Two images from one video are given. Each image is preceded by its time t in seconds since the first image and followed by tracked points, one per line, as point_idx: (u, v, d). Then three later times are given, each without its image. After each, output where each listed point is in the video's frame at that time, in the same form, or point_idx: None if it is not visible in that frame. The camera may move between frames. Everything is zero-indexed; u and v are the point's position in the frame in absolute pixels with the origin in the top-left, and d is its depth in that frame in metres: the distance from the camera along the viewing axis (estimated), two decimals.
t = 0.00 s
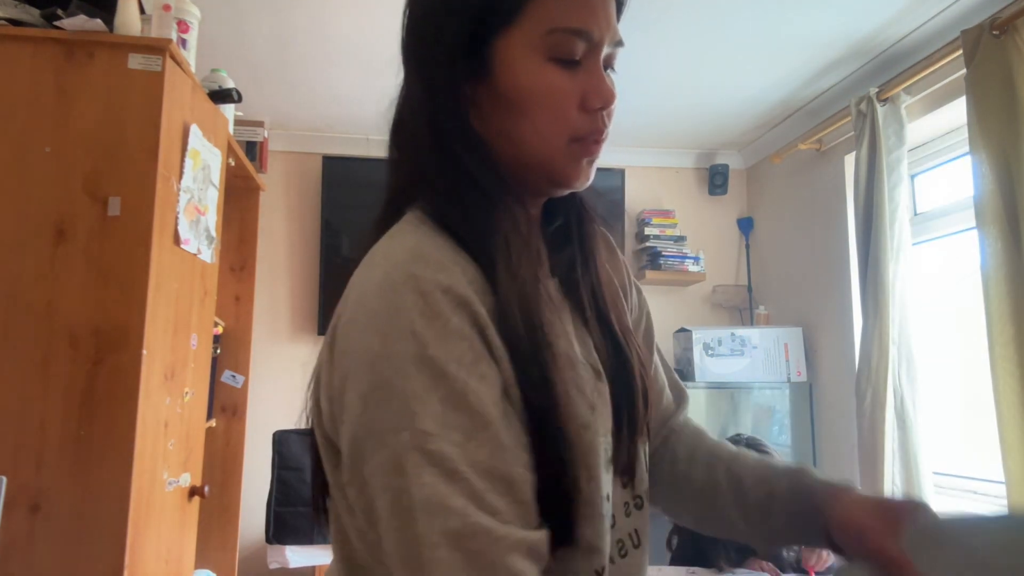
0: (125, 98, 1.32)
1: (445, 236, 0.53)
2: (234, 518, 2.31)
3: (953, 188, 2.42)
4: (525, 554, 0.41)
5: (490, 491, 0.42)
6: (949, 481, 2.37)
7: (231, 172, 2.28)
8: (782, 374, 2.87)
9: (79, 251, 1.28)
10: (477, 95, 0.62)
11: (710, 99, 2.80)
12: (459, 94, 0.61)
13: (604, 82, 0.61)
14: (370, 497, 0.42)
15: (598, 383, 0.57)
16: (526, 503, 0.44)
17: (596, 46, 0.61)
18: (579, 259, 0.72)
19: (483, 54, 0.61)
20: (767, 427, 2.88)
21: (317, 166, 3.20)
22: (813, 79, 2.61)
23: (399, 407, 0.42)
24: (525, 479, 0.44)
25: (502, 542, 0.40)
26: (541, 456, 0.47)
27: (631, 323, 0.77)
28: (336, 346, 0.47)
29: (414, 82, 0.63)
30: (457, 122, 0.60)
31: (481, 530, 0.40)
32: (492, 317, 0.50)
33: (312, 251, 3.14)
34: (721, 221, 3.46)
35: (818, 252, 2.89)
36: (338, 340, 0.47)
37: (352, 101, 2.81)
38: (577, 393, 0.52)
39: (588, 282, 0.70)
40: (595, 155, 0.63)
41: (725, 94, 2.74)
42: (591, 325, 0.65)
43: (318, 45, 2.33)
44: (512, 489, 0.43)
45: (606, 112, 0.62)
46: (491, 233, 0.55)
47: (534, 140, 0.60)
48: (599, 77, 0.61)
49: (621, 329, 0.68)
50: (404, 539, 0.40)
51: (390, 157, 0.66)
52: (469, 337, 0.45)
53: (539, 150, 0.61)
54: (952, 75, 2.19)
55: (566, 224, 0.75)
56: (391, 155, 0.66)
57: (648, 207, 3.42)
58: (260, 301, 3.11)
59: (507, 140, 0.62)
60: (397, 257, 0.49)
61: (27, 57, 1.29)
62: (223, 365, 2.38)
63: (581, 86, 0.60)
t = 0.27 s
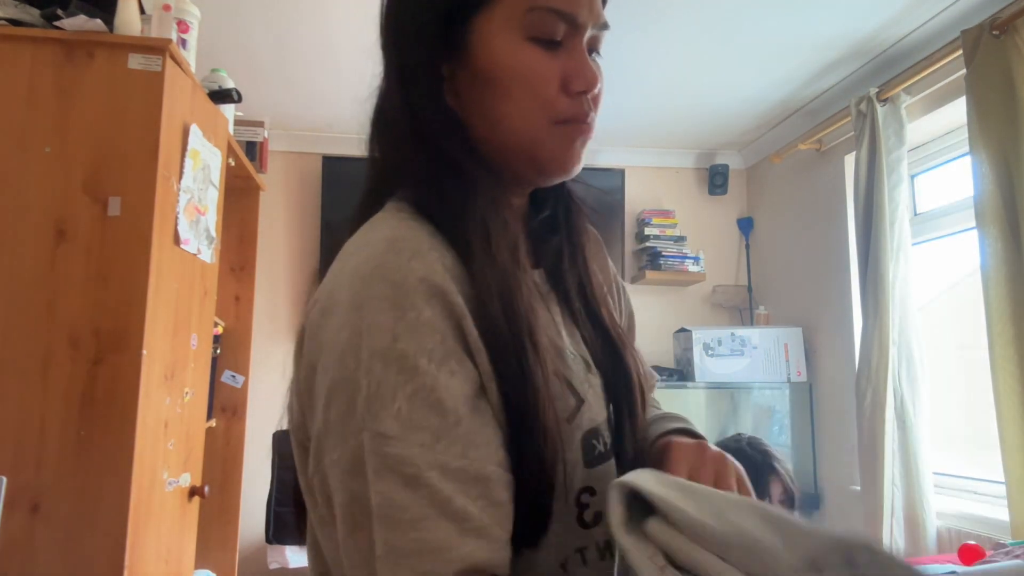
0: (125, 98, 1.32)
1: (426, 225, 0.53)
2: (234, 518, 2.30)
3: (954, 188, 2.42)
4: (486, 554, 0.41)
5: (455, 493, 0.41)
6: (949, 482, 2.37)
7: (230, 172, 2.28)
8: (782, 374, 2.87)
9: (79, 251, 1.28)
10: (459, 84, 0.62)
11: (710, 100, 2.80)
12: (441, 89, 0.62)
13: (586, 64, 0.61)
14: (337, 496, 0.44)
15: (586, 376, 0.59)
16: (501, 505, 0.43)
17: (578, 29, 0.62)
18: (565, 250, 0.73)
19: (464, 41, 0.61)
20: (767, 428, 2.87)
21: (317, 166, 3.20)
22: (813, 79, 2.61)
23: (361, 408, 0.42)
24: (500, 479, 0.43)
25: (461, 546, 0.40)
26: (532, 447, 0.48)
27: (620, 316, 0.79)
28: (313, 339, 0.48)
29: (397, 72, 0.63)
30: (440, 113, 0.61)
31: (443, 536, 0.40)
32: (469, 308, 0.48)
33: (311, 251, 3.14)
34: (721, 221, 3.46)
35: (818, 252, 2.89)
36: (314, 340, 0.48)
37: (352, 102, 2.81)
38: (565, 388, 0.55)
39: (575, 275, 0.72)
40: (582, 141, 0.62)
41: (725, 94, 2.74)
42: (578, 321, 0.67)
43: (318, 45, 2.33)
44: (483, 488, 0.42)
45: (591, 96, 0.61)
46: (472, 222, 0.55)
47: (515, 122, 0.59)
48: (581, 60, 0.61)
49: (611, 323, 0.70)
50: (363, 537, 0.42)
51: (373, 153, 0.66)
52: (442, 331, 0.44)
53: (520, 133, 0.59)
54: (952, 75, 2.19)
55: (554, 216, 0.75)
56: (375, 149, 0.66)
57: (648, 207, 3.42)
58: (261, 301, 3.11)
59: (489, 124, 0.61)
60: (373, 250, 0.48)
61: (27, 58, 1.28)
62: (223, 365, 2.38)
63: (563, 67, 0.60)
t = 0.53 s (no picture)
0: (125, 98, 1.32)
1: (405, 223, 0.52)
2: (234, 518, 2.31)
3: (953, 188, 2.42)
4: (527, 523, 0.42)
5: (481, 468, 0.42)
6: (949, 482, 2.37)
7: (231, 172, 2.29)
8: (781, 375, 2.87)
9: (79, 251, 1.28)
10: (443, 78, 0.62)
11: (709, 99, 2.80)
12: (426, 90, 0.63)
13: (573, 54, 0.61)
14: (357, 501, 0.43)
15: (580, 374, 0.59)
16: (526, 481, 0.44)
17: (564, 19, 0.62)
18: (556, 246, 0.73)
19: (448, 34, 0.61)
20: (767, 428, 2.87)
21: (317, 166, 3.20)
22: (813, 79, 2.61)
23: (370, 398, 0.43)
24: (518, 455, 0.44)
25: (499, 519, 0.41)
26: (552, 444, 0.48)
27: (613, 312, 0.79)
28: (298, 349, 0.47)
29: (376, 66, 0.63)
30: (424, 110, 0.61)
31: (483, 509, 0.41)
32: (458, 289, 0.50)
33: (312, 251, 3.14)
34: (721, 221, 3.46)
35: (818, 252, 2.89)
36: (300, 352, 0.47)
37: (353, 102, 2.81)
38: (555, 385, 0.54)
39: (566, 271, 0.72)
40: (573, 134, 0.62)
41: (725, 94, 2.75)
42: (571, 318, 0.67)
43: (318, 45, 2.33)
44: (503, 463, 0.44)
45: (580, 88, 0.61)
46: (458, 219, 0.55)
47: (501, 115, 0.59)
48: (567, 50, 0.61)
49: (602, 320, 0.70)
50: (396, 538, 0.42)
51: (355, 151, 0.66)
52: (438, 314, 0.46)
53: (508, 127, 0.60)
54: (951, 75, 2.19)
55: (546, 212, 0.75)
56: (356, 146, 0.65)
57: (648, 207, 3.42)
58: (261, 301, 3.11)
59: (475, 119, 0.61)
60: (352, 247, 0.48)
61: (28, 58, 1.29)
62: (224, 365, 2.38)
63: (550, 58, 0.60)
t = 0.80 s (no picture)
0: (125, 98, 1.32)
1: (397, 227, 0.52)
2: (234, 519, 2.30)
3: (954, 188, 2.42)
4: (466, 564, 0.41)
5: (429, 502, 0.41)
6: (949, 481, 2.38)
7: (231, 172, 2.28)
8: (782, 374, 2.87)
9: (79, 251, 1.28)
10: (449, 80, 0.61)
11: (710, 99, 2.80)
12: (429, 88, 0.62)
13: (586, 73, 0.59)
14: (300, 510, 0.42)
15: (572, 382, 0.58)
16: (475, 514, 0.43)
17: (583, 33, 0.60)
18: (553, 249, 0.72)
19: (460, 37, 0.60)
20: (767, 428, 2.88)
21: (317, 166, 3.20)
22: (813, 79, 2.61)
23: (327, 414, 0.41)
24: (471, 488, 0.43)
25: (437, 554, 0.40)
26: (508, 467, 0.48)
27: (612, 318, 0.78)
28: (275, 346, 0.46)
29: (381, 60, 0.62)
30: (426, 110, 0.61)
31: (418, 545, 0.40)
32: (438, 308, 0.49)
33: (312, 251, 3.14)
34: (721, 221, 3.46)
35: (818, 252, 2.89)
36: (273, 350, 0.46)
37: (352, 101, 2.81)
38: (545, 394, 0.53)
39: (562, 276, 0.70)
40: (574, 152, 0.61)
41: (725, 94, 2.74)
42: (565, 327, 0.66)
43: (317, 45, 2.33)
44: (455, 496, 0.43)
45: (588, 108, 0.59)
46: (449, 224, 0.54)
47: (503, 126, 0.58)
48: (582, 67, 0.60)
49: (599, 328, 0.69)
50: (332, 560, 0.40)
51: (354, 145, 0.66)
52: (408, 330, 0.45)
53: (510, 139, 0.59)
54: (952, 75, 2.19)
55: (544, 215, 0.74)
56: (356, 140, 0.65)
57: (648, 207, 3.42)
58: (261, 301, 3.11)
59: (476, 125, 0.60)
60: (336, 246, 0.48)
61: (27, 58, 1.28)
62: (223, 365, 2.38)
63: (561, 74, 0.59)
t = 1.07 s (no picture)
0: (125, 98, 1.32)
1: (401, 238, 0.52)
2: (234, 519, 2.30)
3: (954, 188, 2.42)
4: None
5: (458, 518, 0.41)
6: (949, 481, 2.38)
7: (231, 173, 2.28)
8: (782, 374, 2.87)
9: (79, 251, 1.28)
10: (460, 87, 0.61)
11: (710, 99, 2.79)
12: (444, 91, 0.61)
13: (601, 83, 0.59)
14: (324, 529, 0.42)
15: (573, 398, 0.57)
16: (499, 530, 0.43)
17: (598, 40, 0.59)
18: (558, 262, 0.71)
19: (472, 43, 0.59)
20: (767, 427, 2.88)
21: (317, 166, 3.20)
22: (813, 79, 2.61)
23: (346, 435, 0.41)
24: (495, 503, 0.43)
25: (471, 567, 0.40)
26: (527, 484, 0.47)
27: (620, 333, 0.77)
28: (281, 366, 0.46)
29: (391, 63, 0.62)
30: (436, 117, 0.60)
31: (453, 561, 0.40)
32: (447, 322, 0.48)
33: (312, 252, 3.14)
34: (721, 221, 3.46)
35: (819, 252, 2.89)
36: (280, 371, 0.46)
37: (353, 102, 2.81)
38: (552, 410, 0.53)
39: (566, 287, 0.69)
40: (587, 160, 0.61)
41: (725, 94, 2.74)
42: (572, 342, 0.66)
43: (317, 45, 2.33)
44: (480, 511, 0.42)
45: (602, 117, 0.59)
46: (457, 237, 0.54)
47: (514, 135, 0.58)
48: (596, 76, 0.59)
49: (603, 340, 0.68)
50: None
51: (359, 148, 0.65)
52: (422, 349, 0.44)
53: (522, 147, 0.59)
54: (952, 75, 2.19)
55: (550, 227, 0.74)
56: (360, 145, 0.64)
57: (648, 207, 3.42)
58: (261, 301, 3.11)
59: (488, 133, 0.60)
60: (340, 261, 0.47)
61: (27, 58, 1.28)
62: (223, 365, 2.37)
63: (575, 84, 0.58)
